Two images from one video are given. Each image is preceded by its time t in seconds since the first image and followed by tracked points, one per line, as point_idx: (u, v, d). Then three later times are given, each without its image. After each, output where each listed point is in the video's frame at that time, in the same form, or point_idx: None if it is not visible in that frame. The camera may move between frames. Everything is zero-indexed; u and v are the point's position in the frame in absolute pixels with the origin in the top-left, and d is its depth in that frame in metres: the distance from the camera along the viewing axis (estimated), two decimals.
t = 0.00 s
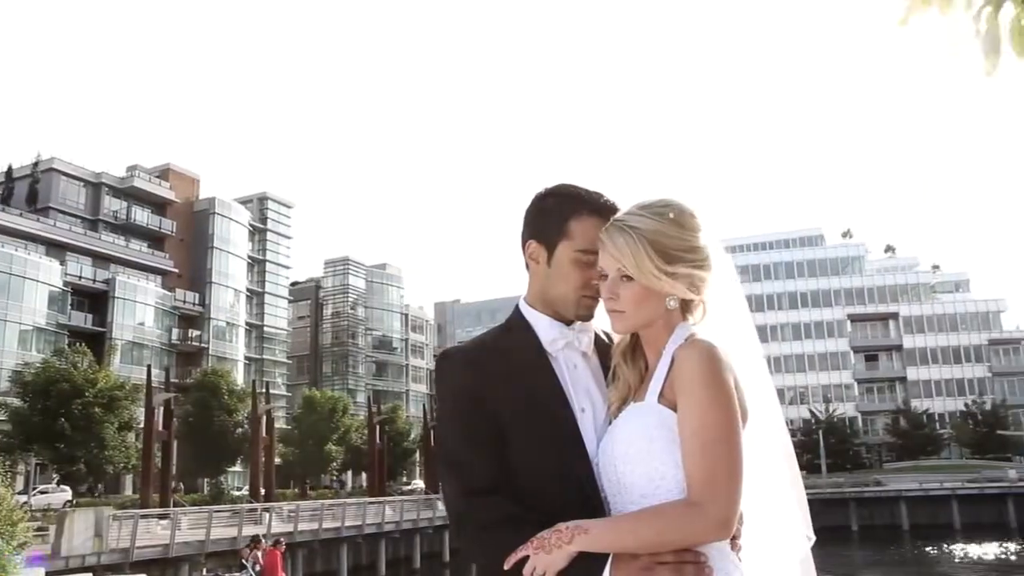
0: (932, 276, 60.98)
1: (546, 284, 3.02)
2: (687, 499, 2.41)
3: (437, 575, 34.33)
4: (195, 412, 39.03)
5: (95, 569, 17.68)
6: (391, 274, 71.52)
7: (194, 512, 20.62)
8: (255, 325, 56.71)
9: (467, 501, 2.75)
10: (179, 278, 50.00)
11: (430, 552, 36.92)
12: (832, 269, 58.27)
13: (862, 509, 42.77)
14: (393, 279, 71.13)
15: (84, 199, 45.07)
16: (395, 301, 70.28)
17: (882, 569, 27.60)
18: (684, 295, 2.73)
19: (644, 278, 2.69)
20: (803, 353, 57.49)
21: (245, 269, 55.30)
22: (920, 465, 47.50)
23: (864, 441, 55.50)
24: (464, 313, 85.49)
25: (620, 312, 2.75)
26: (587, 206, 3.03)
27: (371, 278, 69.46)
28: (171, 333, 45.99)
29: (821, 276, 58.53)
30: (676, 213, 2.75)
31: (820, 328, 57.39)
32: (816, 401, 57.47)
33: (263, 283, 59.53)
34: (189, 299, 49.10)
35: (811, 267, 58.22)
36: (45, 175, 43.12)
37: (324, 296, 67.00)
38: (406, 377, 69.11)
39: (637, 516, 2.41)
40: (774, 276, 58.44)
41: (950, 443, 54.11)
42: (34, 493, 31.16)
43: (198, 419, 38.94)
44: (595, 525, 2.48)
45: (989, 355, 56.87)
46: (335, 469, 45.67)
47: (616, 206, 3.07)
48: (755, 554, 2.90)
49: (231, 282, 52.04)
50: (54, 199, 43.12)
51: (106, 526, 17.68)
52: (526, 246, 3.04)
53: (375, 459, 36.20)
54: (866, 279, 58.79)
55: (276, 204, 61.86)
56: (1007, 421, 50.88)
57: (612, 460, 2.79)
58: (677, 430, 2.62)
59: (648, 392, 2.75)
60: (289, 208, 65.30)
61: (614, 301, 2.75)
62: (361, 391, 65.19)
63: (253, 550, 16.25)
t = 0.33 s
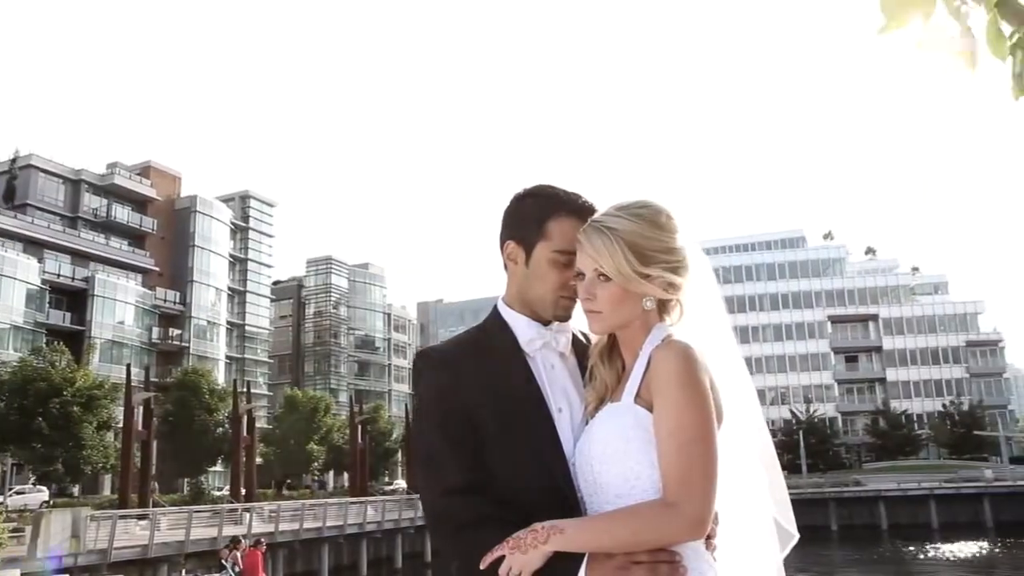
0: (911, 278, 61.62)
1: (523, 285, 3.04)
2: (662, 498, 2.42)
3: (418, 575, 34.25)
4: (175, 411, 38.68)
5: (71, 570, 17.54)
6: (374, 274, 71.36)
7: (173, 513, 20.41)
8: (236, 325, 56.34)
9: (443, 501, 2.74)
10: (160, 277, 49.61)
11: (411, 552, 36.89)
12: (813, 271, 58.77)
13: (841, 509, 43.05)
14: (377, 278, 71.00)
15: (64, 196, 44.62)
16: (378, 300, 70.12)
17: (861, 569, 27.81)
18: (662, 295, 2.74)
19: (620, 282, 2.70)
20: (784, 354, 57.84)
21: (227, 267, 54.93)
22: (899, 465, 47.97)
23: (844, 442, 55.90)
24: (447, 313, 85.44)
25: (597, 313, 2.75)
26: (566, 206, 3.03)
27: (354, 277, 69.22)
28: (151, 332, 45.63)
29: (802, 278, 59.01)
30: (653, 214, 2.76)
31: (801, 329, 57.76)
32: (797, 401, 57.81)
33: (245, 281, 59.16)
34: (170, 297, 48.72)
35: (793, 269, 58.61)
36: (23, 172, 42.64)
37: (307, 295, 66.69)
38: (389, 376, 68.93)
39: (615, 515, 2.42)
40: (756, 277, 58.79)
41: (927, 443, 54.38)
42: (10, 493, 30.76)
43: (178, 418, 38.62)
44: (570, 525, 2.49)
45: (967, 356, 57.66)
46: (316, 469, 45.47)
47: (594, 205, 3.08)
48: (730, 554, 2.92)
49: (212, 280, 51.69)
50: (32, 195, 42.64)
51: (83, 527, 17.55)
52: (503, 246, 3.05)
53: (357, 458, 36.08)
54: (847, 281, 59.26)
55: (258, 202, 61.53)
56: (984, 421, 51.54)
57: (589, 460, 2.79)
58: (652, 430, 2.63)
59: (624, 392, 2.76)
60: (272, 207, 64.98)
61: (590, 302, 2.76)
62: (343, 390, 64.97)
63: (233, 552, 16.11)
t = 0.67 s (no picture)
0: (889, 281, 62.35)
1: (498, 286, 3.05)
2: (635, 499, 2.42)
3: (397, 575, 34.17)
4: (152, 409, 38.35)
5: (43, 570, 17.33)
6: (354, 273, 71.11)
7: (149, 512, 20.23)
8: (214, 323, 55.94)
9: (414, 500, 2.74)
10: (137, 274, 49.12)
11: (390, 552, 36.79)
12: (793, 273, 59.25)
13: (818, 510, 43.35)
14: (357, 277, 70.74)
15: (39, 190, 44.00)
16: (359, 299, 69.86)
17: (836, 568, 28.01)
18: (635, 299, 2.75)
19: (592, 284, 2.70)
20: (763, 355, 58.18)
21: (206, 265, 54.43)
22: (875, 466, 48.45)
23: (822, 443, 56.31)
24: (429, 312, 85.27)
25: (571, 313, 2.76)
26: (541, 207, 3.03)
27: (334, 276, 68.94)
28: (128, 330, 45.20)
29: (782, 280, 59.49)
30: (626, 215, 2.77)
31: (780, 331, 58.16)
32: (775, 402, 58.16)
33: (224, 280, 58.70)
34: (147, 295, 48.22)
35: (773, 271, 59.00)
36: None
37: (286, 294, 66.30)
38: (369, 375, 68.68)
39: (587, 514, 2.43)
40: (736, 279, 59.13)
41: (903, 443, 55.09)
42: None
43: (155, 416, 38.28)
44: (541, 524, 2.50)
45: (943, 358, 58.47)
46: (295, 468, 45.25)
47: (570, 206, 3.08)
48: (702, 553, 2.95)
49: (191, 278, 51.27)
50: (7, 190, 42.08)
51: (58, 525, 17.39)
52: (480, 246, 3.05)
53: (337, 457, 35.86)
54: (826, 283, 59.75)
55: (238, 200, 61.11)
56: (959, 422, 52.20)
57: (561, 459, 2.80)
58: (625, 430, 2.65)
59: (597, 392, 2.77)
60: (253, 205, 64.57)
61: (564, 302, 2.77)
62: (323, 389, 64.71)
63: (210, 551, 15.98)
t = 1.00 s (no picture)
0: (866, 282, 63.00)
1: (470, 286, 3.05)
2: (606, 498, 2.42)
3: None
4: (128, 409, 38.05)
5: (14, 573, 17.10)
6: (334, 272, 70.79)
7: (124, 513, 20.09)
8: (192, 322, 55.52)
9: (386, 498, 2.74)
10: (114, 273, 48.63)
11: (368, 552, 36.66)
12: (771, 274, 59.70)
13: (795, 509, 43.68)
14: (337, 276, 70.42)
15: (13, 188, 43.37)
16: (338, 298, 69.55)
17: (812, 566, 28.27)
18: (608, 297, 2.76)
19: (565, 281, 2.71)
20: (742, 356, 58.49)
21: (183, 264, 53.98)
22: (851, 465, 48.88)
23: (799, 443, 56.68)
24: (409, 312, 85.10)
25: (545, 313, 2.76)
26: (515, 205, 3.02)
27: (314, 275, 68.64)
28: (104, 329, 44.82)
29: (760, 281, 59.93)
30: (600, 214, 2.78)
31: (758, 331, 58.54)
32: (753, 402, 58.50)
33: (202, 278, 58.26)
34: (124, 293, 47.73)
35: (751, 272, 59.38)
36: None
37: (265, 293, 65.90)
38: (348, 375, 68.41)
39: (557, 514, 2.43)
40: (715, 279, 59.46)
41: (879, 443, 55.69)
42: None
43: (131, 416, 37.97)
44: (512, 523, 2.49)
45: (918, 359, 59.15)
46: (273, 468, 44.98)
47: (543, 205, 3.07)
48: (674, 553, 2.96)
49: (168, 276, 50.84)
50: None
51: (31, 527, 17.20)
52: (453, 245, 3.03)
53: (315, 457, 35.60)
54: (803, 284, 60.23)
55: (216, 198, 60.64)
56: (934, 422, 52.85)
57: (533, 458, 2.80)
58: (597, 430, 2.65)
59: (569, 391, 2.77)
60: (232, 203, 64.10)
61: (537, 302, 2.77)
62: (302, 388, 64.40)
63: (186, 553, 15.84)
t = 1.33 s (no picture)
0: (848, 282, 63.51)
1: (449, 284, 3.05)
2: (584, 496, 2.42)
3: None
4: (109, 410, 37.78)
5: None
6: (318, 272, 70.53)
7: (106, 513, 19.92)
8: (174, 322, 55.15)
9: (363, 498, 2.73)
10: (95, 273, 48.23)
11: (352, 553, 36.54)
12: (754, 274, 60.00)
13: (779, 508, 43.88)
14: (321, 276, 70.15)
15: None
16: (322, 298, 69.29)
17: (795, 565, 28.41)
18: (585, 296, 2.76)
19: (543, 279, 2.71)
20: (725, 355, 58.72)
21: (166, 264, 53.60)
22: (833, 464, 49.19)
23: (782, 442, 56.95)
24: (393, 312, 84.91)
25: (523, 311, 2.76)
26: (492, 205, 3.03)
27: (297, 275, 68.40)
28: (85, 329, 44.51)
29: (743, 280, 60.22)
30: (577, 213, 2.77)
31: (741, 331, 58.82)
32: (736, 402, 58.71)
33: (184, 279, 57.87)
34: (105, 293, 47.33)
35: (735, 272, 59.67)
36: None
37: (248, 293, 65.56)
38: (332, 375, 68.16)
39: (535, 513, 2.43)
40: (699, 279, 59.69)
41: (862, 442, 56.07)
42: None
43: (113, 417, 37.69)
44: (489, 522, 2.49)
45: (900, 358, 59.63)
46: (256, 469, 44.75)
47: (521, 204, 3.07)
48: (652, 553, 2.96)
49: (151, 276, 50.47)
50: None
51: (10, 529, 16.95)
52: (430, 245, 3.04)
53: (299, 458, 35.41)
54: (786, 284, 60.61)
55: (199, 198, 60.25)
56: (915, 421, 53.30)
57: (512, 456, 2.80)
58: (574, 429, 2.66)
59: (547, 391, 2.77)
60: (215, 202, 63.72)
61: (516, 301, 2.76)
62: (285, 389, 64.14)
63: (168, 555, 15.73)
